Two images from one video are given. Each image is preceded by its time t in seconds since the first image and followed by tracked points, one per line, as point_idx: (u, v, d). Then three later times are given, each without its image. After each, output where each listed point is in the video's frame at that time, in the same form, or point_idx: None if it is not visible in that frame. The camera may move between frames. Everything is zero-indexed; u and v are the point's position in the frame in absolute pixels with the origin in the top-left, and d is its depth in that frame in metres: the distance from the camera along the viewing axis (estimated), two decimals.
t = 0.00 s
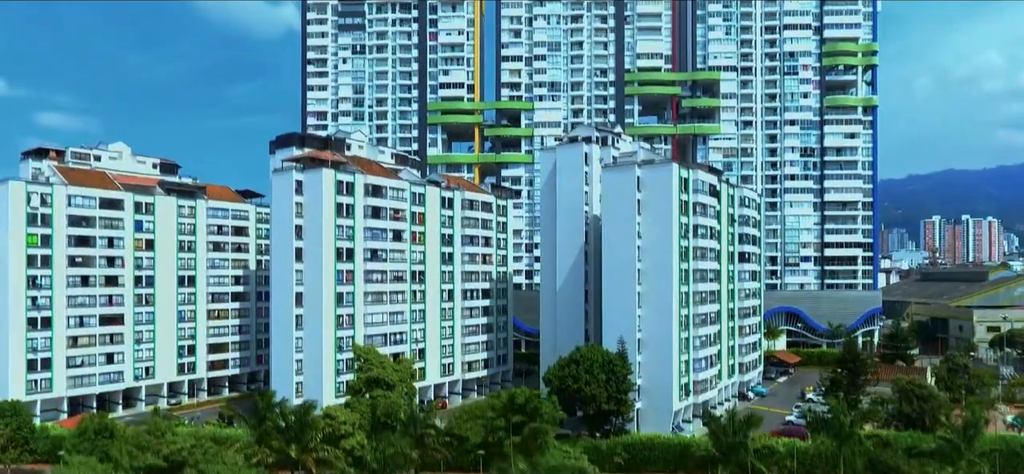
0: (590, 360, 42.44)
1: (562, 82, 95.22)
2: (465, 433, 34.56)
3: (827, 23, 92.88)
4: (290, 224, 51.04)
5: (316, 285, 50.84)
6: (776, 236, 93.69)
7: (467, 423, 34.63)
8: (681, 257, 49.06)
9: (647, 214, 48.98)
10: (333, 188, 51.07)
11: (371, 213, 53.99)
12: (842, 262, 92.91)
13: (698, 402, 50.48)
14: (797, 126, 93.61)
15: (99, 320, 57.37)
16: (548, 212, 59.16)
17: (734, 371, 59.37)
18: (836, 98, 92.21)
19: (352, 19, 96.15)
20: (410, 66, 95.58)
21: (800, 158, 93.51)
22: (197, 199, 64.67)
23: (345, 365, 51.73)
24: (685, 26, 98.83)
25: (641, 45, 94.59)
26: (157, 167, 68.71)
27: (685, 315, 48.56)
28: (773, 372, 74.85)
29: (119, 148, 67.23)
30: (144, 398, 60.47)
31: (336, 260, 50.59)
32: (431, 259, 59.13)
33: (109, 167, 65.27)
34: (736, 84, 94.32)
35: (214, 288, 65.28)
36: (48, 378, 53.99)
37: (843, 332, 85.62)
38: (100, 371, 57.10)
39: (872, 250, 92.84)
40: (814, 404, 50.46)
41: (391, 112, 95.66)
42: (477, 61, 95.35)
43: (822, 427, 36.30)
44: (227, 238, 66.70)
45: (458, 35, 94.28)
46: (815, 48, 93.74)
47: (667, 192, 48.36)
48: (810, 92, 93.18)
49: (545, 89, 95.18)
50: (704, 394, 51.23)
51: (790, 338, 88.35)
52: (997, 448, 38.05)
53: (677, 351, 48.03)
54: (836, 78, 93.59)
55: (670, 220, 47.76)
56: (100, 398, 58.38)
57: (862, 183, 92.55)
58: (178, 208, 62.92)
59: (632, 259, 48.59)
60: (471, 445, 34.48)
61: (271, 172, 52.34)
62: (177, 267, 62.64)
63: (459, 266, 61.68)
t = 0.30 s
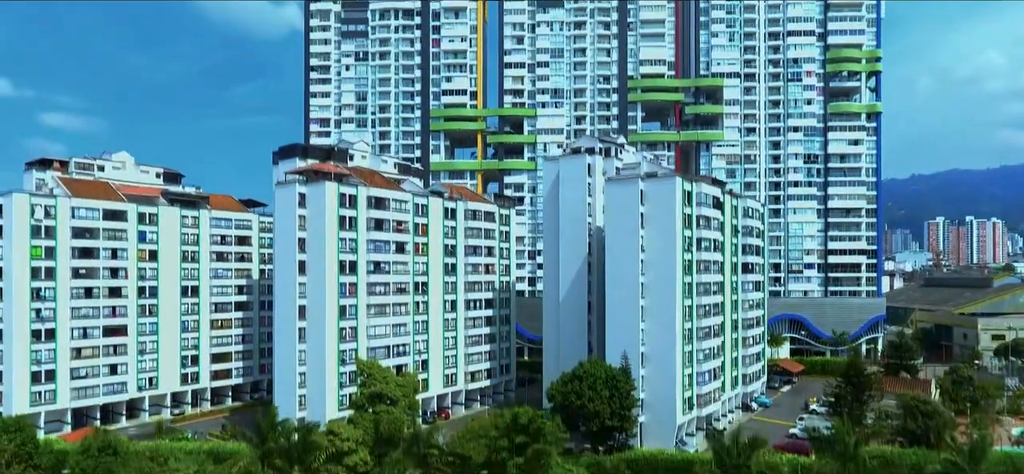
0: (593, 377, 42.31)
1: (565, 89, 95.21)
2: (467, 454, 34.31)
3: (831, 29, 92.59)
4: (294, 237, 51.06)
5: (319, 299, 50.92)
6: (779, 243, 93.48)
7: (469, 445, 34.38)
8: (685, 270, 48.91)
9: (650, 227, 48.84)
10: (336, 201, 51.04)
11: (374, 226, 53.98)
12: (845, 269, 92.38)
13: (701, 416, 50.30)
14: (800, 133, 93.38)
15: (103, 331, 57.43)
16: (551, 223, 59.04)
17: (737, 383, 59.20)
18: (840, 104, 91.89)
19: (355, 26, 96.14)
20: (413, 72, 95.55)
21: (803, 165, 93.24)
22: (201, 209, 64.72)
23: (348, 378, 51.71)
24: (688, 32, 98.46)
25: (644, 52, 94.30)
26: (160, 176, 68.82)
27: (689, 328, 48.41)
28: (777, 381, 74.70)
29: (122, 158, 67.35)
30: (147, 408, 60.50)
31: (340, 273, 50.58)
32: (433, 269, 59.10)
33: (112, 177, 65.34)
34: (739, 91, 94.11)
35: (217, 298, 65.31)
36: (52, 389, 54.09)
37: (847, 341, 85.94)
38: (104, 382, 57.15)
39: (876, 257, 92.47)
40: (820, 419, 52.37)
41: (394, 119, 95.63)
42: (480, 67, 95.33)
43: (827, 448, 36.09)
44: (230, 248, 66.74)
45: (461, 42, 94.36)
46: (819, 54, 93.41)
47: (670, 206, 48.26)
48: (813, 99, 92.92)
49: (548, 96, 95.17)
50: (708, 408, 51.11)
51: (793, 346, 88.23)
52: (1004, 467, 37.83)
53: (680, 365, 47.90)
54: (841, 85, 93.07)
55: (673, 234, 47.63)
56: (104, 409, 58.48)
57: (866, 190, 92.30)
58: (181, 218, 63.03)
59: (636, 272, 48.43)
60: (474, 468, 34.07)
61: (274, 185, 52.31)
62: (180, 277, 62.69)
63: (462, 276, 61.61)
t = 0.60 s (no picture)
0: (596, 394, 42.18)
1: (568, 96, 95.17)
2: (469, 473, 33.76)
3: (835, 36, 92.33)
4: (297, 249, 51.11)
5: (322, 312, 50.94)
6: (783, 250, 93.18)
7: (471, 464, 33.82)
8: (688, 285, 48.78)
9: (654, 241, 48.82)
10: (340, 214, 51.08)
11: (377, 238, 53.99)
12: (848, 277, 92.05)
13: (705, 430, 50.15)
14: (804, 140, 93.03)
15: (107, 342, 57.58)
16: (554, 234, 58.95)
17: (741, 395, 59.01)
18: (844, 111, 91.65)
19: (358, 33, 96.15)
20: (416, 79, 95.62)
21: (807, 172, 92.93)
22: (204, 219, 64.66)
23: (351, 391, 51.71)
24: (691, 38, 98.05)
25: (648, 59, 94.13)
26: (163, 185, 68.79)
27: (692, 343, 48.30)
28: (780, 391, 74.55)
29: (126, 167, 67.23)
30: (151, 419, 60.65)
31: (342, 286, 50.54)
32: (437, 281, 59.04)
33: (115, 187, 65.32)
34: (743, 97, 93.88)
35: (221, 308, 65.34)
36: (56, 401, 54.28)
37: (851, 348, 85.64)
38: (107, 393, 57.26)
39: (880, 264, 92.15)
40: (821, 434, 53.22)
41: (396, 126, 95.68)
42: (483, 74, 95.32)
43: (830, 468, 35.92)
44: (233, 257, 66.74)
45: (464, 49, 94.46)
46: (822, 61, 93.22)
47: (673, 219, 48.15)
48: (817, 106, 92.64)
49: (551, 103, 95.17)
50: (711, 421, 50.97)
51: (797, 354, 88.04)
52: None
53: (684, 379, 47.78)
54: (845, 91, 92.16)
55: (676, 248, 47.55)
56: (108, 420, 58.65)
57: (869, 197, 92.00)
58: (184, 228, 63.10)
59: (639, 286, 48.32)
60: None
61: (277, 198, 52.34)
62: (183, 287, 62.76)
63: (464, 287, 61.56)
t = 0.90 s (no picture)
0: (598, 410, 42.05)
1: (571, 103, 94.99)
2: None
3: (838, 42, 91.99)
4: (299, 262, 51.03)
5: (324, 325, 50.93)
6: (786, 257, 92.94)
7: None
8: (691, 299, 48.58)
9: (656, 255, 48.73)
10: (342, 227, 51.12)
11: (379, 251, 54.04)
12: (851, 284, 91.56)
13: (707, 444, 50.01)
14: (807, 147, 92.70)
15: (110, 354, 57.66)
16: (557, 246, 58.86)
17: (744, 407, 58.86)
18: (847, 118, 91.36)
19: (361, 40, 96.08)
20: (419, 86, 95.61)
21: (811, 179, 92.61)
22: (207, 229, 64.76)
23: (354, 404, 51.71)
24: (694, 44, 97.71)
25: (650, 66, 94.00)
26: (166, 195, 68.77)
27: (695, 357, 48.17)
28: (783, 400, 74.35)
29: (128, 177, 67.32)
30: (154, 429, 60.72)
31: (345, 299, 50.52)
32: (439, 292, 58.99)
33: (118, 197, 65.37)
34: (746, 104, 93.65)
35: (223, 318, 65.39)
36: (59, 413, 54.35)
37: (854, 356, 85.41)
38: (110, 404, 57.37)
39: (883, 271, 91.69)
40: (824, 447, 51.97)
41: (399, 132, 95.66)
42: (486, 81, 95.28)
43: None
44: (236, 267, 66.77)
45: (466, 56, 94.33)
46: (826, 68, 92.84)
47: (676, 233, 47.95)
48: (821, 113, 92.29)
49: (553, 110, 95.02)
50: (714, 435, 50.86)
51: (800, 361, 87.89)
52: None
53: (686, 393, 47.66)
54: (848, 98, 92.74)
55: (679, 262, 47.40)
56: (111, 431, 58.73)
57: (873, 204, 91.63)
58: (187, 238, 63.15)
59: (642, 300, 48.26)
60: None
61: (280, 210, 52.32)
62: (186, 298, 62.83)
63: (467, 297, 61.52)
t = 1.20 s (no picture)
0: (601, 427, 41.91)
1: (573, 110, 94.90)
2: None
3: (841, 49, 91.66)
4: (301, 275, 50.96)
5: (326, 338, 50.90)
6: (789, 265, 92.73)
7: None
8: (693, 313, 48.48)
9: (659, 269, 48.61)
10: (344, 240, 51.17)
11: (381, 263, 54.06)
12: (855, 291, 91.15)
13: (710, 458, 49.84)
14: (810, 154, 92.46)
15: (112, 365, 57.75)
16: (559, 257, 58.78)
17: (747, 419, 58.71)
18: (850, 125, 91.07)
19: (363, 46, 96.06)
20: (421, 93, 95.60)
21: (813, 186, 92.37)
22: (210, 239, 64.84)
23: (356, 416, 51.72)
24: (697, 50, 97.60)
25: (653, 73, 93.84)
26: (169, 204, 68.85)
27: (698, 371, 48.03)
28: (786, 409, 74.16)
29: (131, 186, 67.43)
30: (156, 439, 60.80)
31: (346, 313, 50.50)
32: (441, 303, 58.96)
33: (121, 207, 65.48)
34: (749, 111, 93.51)
35: (226, 328, 65.47)
36: (62, 425, 54.45)
37: (856, 364, 84.90)
38: (113, 415, 57.46)
39: (887, 278, 91.39)
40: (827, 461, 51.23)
41: (401, 139, 95.65)
42: (488, 87, 95.30)
43: None
44: (239, 276, 66.87)
45: (468, 63, 94.22)
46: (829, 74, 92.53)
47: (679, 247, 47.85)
48: (824, 120, 92.00)
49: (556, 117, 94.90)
50: (716, 448, 50.73)
51: (803, 369, 87.68)
52: None
53: (689, 408, 47.52)
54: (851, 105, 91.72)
55: (682, 276, 47.29)
56: (114, 442, 58.82)
57: (876, 211, 91.31)
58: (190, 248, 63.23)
59: (644, 314, 48.18)
60: None
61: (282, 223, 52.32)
62: (188, 308, 62.91)
63: (469, 308, 61.50)
